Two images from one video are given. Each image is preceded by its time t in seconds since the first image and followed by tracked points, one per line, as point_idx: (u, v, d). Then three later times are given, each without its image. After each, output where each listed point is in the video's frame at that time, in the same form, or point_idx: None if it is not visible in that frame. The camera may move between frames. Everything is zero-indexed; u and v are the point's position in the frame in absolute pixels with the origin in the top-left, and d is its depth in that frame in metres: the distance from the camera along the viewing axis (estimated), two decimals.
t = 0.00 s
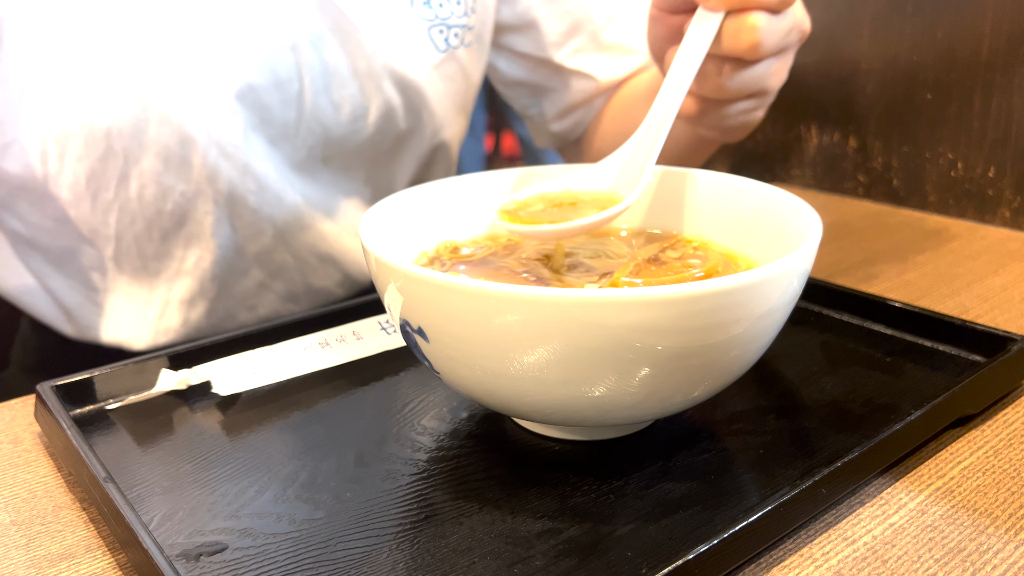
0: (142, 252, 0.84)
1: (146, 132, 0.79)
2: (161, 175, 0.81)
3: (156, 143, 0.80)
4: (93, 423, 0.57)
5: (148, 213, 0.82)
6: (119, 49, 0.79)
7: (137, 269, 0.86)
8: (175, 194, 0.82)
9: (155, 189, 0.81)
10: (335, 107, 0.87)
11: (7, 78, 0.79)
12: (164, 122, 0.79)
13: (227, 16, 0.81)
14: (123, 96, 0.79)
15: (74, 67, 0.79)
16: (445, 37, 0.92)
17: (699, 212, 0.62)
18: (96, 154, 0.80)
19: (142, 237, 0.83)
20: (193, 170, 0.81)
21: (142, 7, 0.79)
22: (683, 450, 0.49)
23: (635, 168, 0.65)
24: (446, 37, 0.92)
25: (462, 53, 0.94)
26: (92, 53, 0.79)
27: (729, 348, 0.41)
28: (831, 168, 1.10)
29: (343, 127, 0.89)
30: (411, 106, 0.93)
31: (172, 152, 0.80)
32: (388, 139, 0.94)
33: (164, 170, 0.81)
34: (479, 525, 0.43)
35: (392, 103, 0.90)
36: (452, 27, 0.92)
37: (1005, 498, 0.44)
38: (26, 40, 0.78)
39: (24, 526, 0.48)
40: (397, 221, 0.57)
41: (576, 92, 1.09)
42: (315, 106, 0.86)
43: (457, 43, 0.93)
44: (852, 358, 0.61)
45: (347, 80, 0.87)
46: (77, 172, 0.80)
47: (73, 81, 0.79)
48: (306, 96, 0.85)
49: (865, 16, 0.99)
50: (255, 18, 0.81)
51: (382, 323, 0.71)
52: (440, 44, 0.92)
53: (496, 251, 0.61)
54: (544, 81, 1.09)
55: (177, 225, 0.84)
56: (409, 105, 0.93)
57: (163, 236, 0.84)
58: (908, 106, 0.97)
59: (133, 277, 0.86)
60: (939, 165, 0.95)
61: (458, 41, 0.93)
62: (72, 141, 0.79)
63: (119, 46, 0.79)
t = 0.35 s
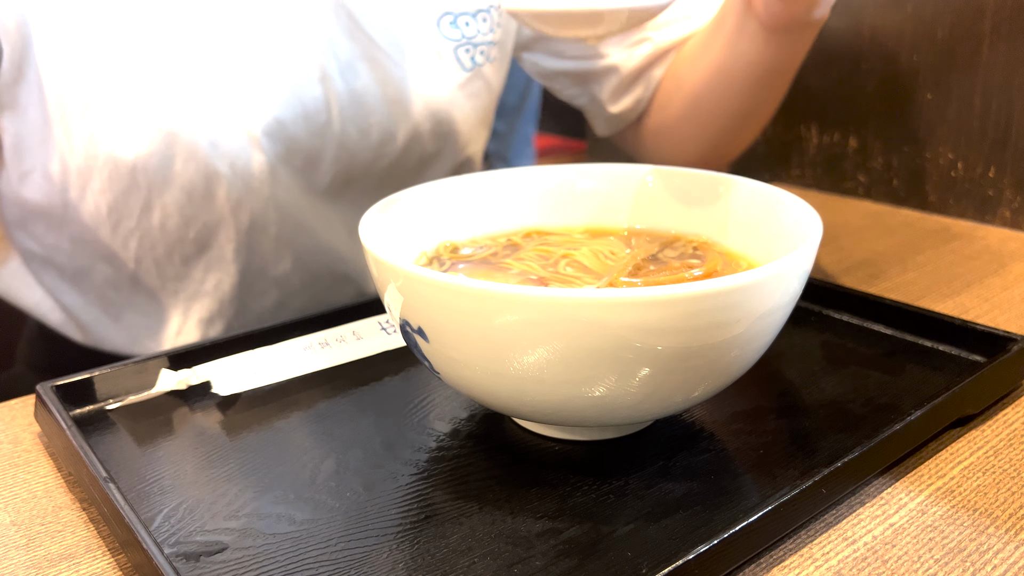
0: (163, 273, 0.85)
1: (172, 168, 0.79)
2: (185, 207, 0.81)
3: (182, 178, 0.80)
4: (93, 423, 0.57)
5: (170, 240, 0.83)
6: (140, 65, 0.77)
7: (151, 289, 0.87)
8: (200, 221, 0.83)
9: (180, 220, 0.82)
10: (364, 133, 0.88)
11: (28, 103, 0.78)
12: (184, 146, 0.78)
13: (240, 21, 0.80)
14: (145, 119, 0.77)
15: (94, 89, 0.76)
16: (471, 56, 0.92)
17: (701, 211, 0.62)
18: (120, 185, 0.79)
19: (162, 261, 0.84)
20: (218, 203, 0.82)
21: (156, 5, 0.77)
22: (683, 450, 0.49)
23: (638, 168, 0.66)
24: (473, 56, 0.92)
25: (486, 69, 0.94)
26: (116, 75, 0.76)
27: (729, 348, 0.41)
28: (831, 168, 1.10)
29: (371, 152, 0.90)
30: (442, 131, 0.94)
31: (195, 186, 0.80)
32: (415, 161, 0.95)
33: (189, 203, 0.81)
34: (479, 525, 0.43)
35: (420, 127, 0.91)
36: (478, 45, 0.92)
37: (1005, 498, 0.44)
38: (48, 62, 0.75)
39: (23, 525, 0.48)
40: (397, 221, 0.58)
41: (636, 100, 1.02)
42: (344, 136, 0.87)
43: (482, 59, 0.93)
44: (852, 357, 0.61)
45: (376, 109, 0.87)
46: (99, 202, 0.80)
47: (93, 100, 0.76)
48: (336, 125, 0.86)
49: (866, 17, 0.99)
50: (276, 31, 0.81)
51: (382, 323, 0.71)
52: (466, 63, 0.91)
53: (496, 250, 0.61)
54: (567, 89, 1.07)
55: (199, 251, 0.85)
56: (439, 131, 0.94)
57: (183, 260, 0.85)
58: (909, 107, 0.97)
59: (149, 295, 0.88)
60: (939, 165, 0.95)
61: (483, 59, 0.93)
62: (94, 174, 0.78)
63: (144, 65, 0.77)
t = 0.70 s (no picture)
0: (172, 288, 0.88)
1: (187, 185, 0.81)
2: (198, 225, 0.84)
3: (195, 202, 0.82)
4: (93, 423, 0.57)
5: (182, 256, 0.85)
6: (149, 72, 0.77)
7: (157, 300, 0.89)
8: (210, 240, 0.86)
9: (191, 237, 0.85)
10: (384, 147, 0.90)
11: (38, 121, 0.77)
12: (199, 156, 0.80)
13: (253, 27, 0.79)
14: (155, 133, 0.78)
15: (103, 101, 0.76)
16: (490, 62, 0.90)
17: (699, 211, 0.62)
18: (133, 204, 0.80)
19: (172, 274, 0.86)
20: (232, 222, 0.85)
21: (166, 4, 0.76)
22: (683, 449, 0.49)
23: (637, 168, 0.66)
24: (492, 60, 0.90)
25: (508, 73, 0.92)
26: (126, 86, 0.76)
27: (728, 348, 0.42)
28: (831, 170, 1.10)
29: (393, 165, 0.92)
30: (463, 141, 0.94)
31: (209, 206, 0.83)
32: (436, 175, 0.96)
33: (202, 220, 0.84)
34: (479, 525, 0.43)
35: (441, 139, 0.92)
36: (497, 50, 0.89)
37: (1004, 498, 0.44)
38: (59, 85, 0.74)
39: (24, 525, 0.48)
40: (396, 222, 0.57)
41: (678, 78, 0.99)
42: (365, 151, 0.89)
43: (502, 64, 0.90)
44: (852, 357, 0.61)
45: (393, 123, 0.89)
46: (109, 218, 0.81)
47: (105, 113, 0.76)
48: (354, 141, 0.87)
49: (866, 18, 0.99)
50: (292, 34, 0.80)
51: (382, 323, 0.71)
52: (485, 68, 0.89)
53: (496, 250, 0.61)
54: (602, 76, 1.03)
55: (208, 267, 0.88)
56: (460, 141, 0.94)
57: (192, 275, 0.88)
58: (909, 107, 0.97)
59: (155, 307, 0.90)
60: (939, 165, 0.96)
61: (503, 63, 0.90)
62: (107, 192, 0.79)
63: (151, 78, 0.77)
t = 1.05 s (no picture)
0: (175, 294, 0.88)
1: (192, 193, 0.81)
2: (203, 232, 0.84)
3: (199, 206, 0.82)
4: (94, 423, 0.57)
5: (185, 263, 0.86)
6: (152, 81, 0.77)
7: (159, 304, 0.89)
8: (213, 248, 0.86)
9: (195, 244, 0.85)
10: (392, 153, 0.91)
11: (41, 129, 0.78)
12: (206, 167, 0.80)
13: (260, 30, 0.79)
14: (161, 142, 0.78)
15: (108, 110, 0.76)
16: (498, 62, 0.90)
17: (699, 211, 0.62)
18: (138, 212, 0.81)
19: (175, 281, 0.87)
20: (235, 229, 0.85)
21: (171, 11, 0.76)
22: (682, 449, 0.49)
23: (637, 168, 0.66)
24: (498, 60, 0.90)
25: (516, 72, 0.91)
26: (130, 95, 0.76)
27: (728, 348, 0.42)
28: (830, 168, 1.10)
29: (400, 170, 0.92)
30: (471, 145, 0.94)
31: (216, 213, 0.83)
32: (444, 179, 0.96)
33: (207, 226, 0.84)
34: (479, 524, 0.43)
35: (448, 141, 0.92)
36: (503, 50, 0.89)
37: (1004, 498, 0.45)
38: (64, 93, 0.75)
39: (24, 525, 0.48)
40: (397, 222, 0.58)
41: (688, 64, 0.97)
42: (373, 155, 0.90)
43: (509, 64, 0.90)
44: (851, 357, 0.61)
45: (400, 126, 0.90)
46: (113, 225, 0.81)
47: (111, 121, 0.77)
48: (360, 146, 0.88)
49: (864, 19, 0.99)
50: (297, 37, 0.80)
51: (382, 323, 0.71)
52: (491, 68, 0.90)
53: (496, 250, 0.61)
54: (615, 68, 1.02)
55: (212, 274, 0.88)
56: (467, 144, 0.94)
57: (196, 281, 0.88)
58: (909, 107, 0.98)
59: (158, 312, 0.90)
60: (939, 165, 0.96)
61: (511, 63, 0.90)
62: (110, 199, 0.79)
63: (154, 87, 0.77)
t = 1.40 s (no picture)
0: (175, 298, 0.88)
1: (193, 197, 0.81)
2: (204, 235, 0.84)
3: (200, 208, 0.82)
4: (94, 423, 0.57)
5: (186, 266, 0.86)
6: (154, 84, 0.77)
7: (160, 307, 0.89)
8: (214, 250, 0.86)
9: (196, 247, 0.85)
10: (392, 155, 0.91)
11: (41, 132, 0.77)
12: (207, 169, 0.80)
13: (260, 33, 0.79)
14: (162, 146, 0.78)
15: (108, 113, 0.76)
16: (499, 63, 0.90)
17: (699, 211, 0.62)
18: (138, 215, 0.81)
19: (175, 285, 0.87)
20: (236, 231, 0.85)
21: (172, 14, 0.76)
22: (682, 449, 0.49)
23: (637, 168, 0.66)
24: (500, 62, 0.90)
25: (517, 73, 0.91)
26: (131, 98, 0.76)
27: (728, 348, 0.42)
28: (830, 169, 1.10)
29: (400, 171, 0.92)
30: (471, 146, 0.94)
31: (217, 215, 0.83)
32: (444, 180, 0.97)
33: (208, 229, 0.84)
34: (479, 524, 0.43)
35: (450, 143, 0.92)
36: (506, 51, 0.89)
37: (1004, 498, 0.45)
38: (65, 96, 0.75)
39: (24, 525, 0.48)
40: (397, 221, 0.58)
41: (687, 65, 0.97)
42: (373, 156, 0.90)
43: (512, 65, 0.90)
44: (852, 357, 0.61)
45: (401, 128, 0.90)
46: (114, 228, 0.81)
47: (111, 125, 0.76)
48: (361, 147, 0.88)
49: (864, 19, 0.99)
50: (298, 39, 0.80)
51: (382, 323, 0.71)
52: (494, 70, 0.90)
53: (496, 250, 0.61)
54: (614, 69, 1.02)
55: (213, 278, 0.88)
56: (469, 146, 0.94)
57: (196, 284, 0.88)
58: (909, 107, 0.98)
59: (159, 314, 0.90)
60: (938, 165, 0.96)
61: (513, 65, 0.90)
62: (110, 202, 0.79)
63: (154, 90, 0.77)
